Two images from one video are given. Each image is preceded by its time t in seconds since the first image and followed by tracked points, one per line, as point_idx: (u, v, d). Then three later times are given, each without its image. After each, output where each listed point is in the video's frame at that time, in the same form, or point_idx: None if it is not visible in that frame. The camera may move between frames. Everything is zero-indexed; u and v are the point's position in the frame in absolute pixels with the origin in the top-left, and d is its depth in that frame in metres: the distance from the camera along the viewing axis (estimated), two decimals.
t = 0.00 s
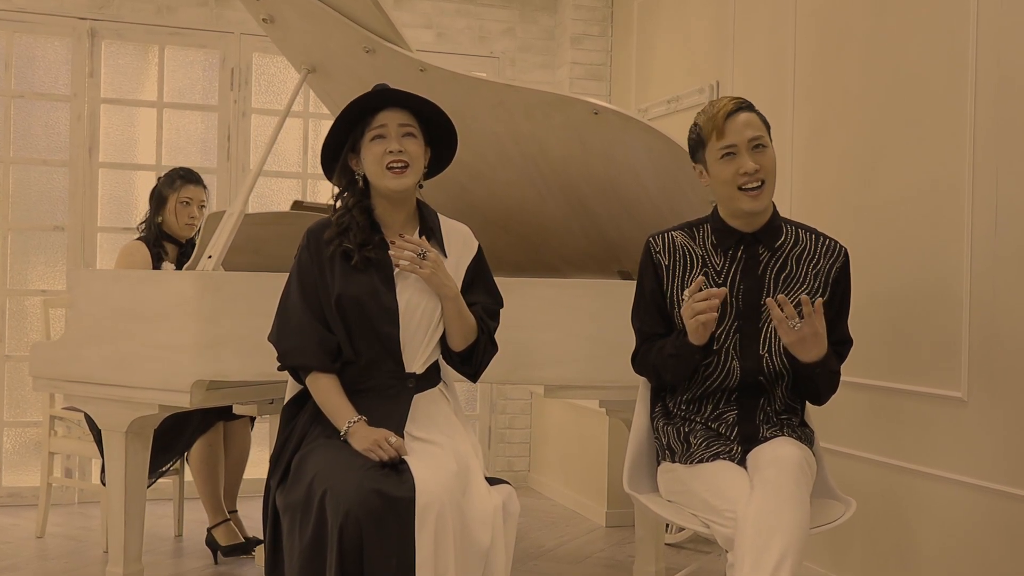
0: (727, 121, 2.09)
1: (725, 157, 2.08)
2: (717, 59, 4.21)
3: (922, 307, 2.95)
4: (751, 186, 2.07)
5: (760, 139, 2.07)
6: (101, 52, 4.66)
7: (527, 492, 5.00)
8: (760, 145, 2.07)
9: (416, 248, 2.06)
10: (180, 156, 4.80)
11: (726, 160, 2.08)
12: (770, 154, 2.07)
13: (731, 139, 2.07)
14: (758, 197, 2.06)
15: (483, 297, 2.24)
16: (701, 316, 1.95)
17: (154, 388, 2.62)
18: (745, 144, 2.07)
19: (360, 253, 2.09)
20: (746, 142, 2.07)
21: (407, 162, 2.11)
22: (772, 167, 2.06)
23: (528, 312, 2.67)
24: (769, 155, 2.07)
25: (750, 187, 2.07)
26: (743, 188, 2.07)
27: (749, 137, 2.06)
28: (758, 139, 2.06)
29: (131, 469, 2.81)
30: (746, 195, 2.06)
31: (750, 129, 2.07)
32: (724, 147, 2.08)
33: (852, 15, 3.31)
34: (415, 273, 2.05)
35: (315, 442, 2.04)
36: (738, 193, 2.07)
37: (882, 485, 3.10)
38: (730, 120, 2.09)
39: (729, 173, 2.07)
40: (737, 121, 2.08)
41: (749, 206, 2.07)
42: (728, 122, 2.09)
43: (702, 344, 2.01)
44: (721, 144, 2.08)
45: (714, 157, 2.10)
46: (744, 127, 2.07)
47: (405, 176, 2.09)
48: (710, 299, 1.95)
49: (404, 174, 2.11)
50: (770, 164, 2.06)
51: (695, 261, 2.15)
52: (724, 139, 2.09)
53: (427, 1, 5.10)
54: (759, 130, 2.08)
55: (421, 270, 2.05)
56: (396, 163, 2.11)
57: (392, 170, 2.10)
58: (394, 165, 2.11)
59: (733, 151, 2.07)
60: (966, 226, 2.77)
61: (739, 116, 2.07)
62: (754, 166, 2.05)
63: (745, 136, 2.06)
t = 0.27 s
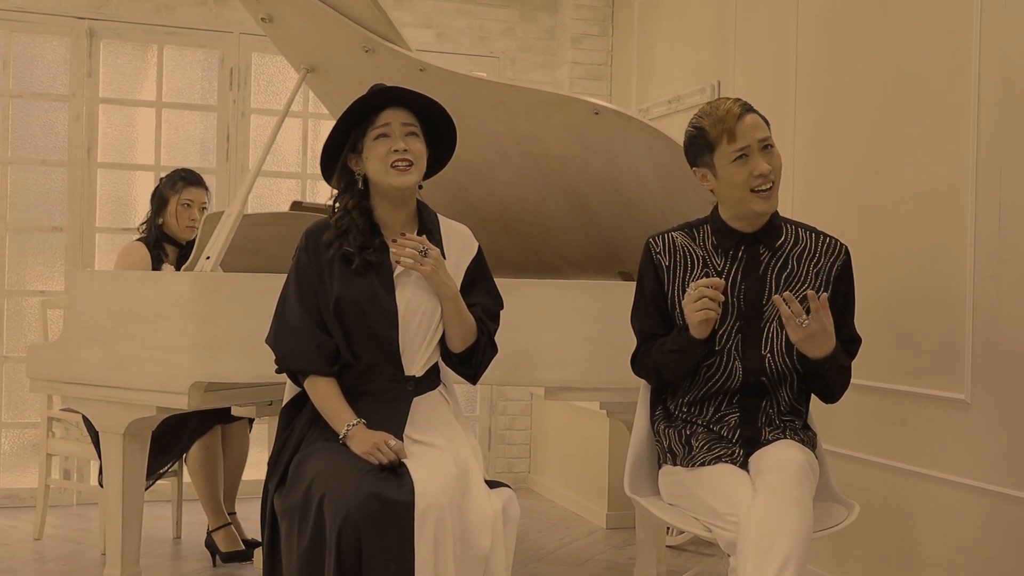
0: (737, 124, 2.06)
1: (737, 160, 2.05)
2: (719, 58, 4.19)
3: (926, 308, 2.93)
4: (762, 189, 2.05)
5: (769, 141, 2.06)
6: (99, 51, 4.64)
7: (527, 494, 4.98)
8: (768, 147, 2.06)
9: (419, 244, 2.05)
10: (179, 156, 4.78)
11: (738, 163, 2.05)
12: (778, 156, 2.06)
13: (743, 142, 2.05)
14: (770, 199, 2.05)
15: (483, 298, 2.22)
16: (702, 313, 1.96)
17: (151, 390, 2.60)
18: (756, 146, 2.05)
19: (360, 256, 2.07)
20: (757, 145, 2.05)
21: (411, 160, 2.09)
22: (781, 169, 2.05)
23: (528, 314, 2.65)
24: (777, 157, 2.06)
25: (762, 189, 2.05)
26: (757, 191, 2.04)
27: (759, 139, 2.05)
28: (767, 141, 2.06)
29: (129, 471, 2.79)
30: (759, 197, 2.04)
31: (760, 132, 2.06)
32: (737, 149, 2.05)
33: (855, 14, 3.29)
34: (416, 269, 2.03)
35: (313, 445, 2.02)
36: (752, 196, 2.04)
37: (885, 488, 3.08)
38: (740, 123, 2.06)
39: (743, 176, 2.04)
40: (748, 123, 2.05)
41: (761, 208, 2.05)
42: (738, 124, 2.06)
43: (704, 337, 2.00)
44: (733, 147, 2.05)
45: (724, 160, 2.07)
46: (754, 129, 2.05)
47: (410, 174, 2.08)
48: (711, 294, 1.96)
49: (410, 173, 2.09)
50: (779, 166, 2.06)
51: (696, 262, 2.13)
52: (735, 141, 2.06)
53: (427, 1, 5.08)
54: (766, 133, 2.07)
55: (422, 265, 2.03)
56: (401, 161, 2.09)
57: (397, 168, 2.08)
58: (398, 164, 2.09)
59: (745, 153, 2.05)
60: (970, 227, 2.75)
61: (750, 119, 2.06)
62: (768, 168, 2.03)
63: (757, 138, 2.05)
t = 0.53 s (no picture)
0: (715, 128, 2.07)
1: (712, 164, 2.08)
2: (720, 59, 4.18)
3: (929, 311, 2.91)
4: (736, 195, 2.06)
5: (745, 147, 2.04)
6: (98, 52, 4.63)
7: (528, 496, 4.96)
8: (745, 153, 2.04)
9: (426, 242, 2.05)
10: (178, 158, 4.77)
11: (711, 168, 2.08)
12: (755, 162, 2.04)
13: (715, 147, 2.06)
14: (742, 206, 2.05)
15: (484, 302, 2.20)
16: (710, 316, 1.94)
17: (149, 393, 2.58)
18: (729, 152, 2.05)
19: (364, 264, 2.05)
20: (731, 151, 2.05)
21: (413, 166, 2.08)
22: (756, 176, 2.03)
23: (528, 317, 2.63)
24: (754, 164, 2.04)
25: (735, 196, 2.06)
26: (728, 198, 2.06)
27: (734, 145, 2.04)
28: (743, 147, 2.04)
29: (126, 475, 2.77)
30: (731, 204, 2.06)
31: (735, 137, 2.04)
32: (710, 154, 2.08)
33: (857, 15, 3.28)
34: (422, 265, 2.03)
35: (312, 450, 2.00)
36: (725, 202, 2.07)
37: (888, 491, 3.06)
38: (718, 127, 2.06)
39: (714, 182, 2.08)
40: (724, 129, 2.05)
41: (733, 215, 2.06)
42: (716, 129, 2.07)
43: (710, 340, 1.99)
44: (706, 151, 2.08)
45: (704, 163, 2.10)
46: (730, 135, 2.05)
47: (413, 178, 2.07)
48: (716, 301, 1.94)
49: (413, 178, 2.08)
50: (754, 173, 2.04)
51: (698, 266, 2.11)
52: (711, 146, 2.07)
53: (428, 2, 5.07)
54: (747, 137, 2.04)
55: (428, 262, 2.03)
56: (404, 167, 2.08)
57: (400, 175, 2.07)
58: (400, 169, 2.07)
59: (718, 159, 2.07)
60: (974, 229, 2.74)
61: (726, 124, 2.05)
62: (734, 177, 2.04)
63: (729, 144, 2.04)
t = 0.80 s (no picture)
0: (730, 121, 2.04)
1: (728, 157, 2.04)
2: (723, 57, 4.15)
3: (934, 311, 2.88)
4: (755, 188, 2.02)
5: (763, 138, 2.02)
6: (96, 50, 4.60)
7: (529, 497, 4.93)
8: (763, 145, 2.02)
9: (435, 237, 2.05)
10: (177, 157, 4.74)
11: (729, 160, 2.03)
12: (774, 154, 2.02)
13: (733, 139, 2.03)
14: (762, 198, 2.01)
15: (486, 302, 2.17)
16: (723, 322, 1.90)
17: (147, 394, 2.56)
18: (746, 143, 2.02)
19: (364, 264, 2.03)
20: (748, 142, 2.02)
21: (406, 169, 2.05)
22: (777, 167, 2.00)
23: (530, 316, 2.61)
24: (773, 156, 2.01)
25: (753, 188, 2.02)
26: (747, 190, 2.02)
27: (751, 136, 2.02)
28: (761, 139, 2.01)
29: (125, 476, 2.75)
30: (749, 197, 2.01)
31: (752, 129, 2.02)
32: (726, 147, 2.04)
33: (861, 12, 3.25)
34: (430, 260, 2.01)
35: (311, 452, 1.98)
36: (743, 195, 2.02)
37: (892, 493, 3.04)
38: (733, 120, 2.04)
39: (733, 175, 2.03)
40: (740, 121, 2.02)
41: (752, 208, 2.02)
42: (731, 122, 2.04)
43: (719, 344, 1.95)
44: (722, 145, 2.04)
45: (717, 157, 2.06)
46: (746, 126, 2.02)
47: (404, 181, 2.03)
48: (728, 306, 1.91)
49: (406, 180, 2.05)
50: (774, 164, 2.01)
51: (701, 268, 2.09)
52: (726, 139, 2.04)
53: None
54: (762, 130, 2.03)
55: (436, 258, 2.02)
56: (395, 171, 2.05)
57: (391, 178, 2.05)
58: (391, 173, 2.05)
59: (736, 152, 2.03)
60: (980, 229, 2.71)
61: (742, 116, 2.03)
62: (756, 167, 2.00)
63: (747, 136, 2.01)
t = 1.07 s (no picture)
0: (726, 116, 2.03)
1: (721, 150, 2.03)
2: (725, 56, 4.12)
3: (940, 312, 2.86)
4: (745, 182, 2.00)
5: (757, 133, 2.00)
6: (94, 49, 4.58)
7: (530, 498, 4.91)
8: (757, 139, 2.00)
9: (436, 230, 2.04)
10: (176, 156, 4.72)
11: (721, 154, 2.03)
12: (767, 149, 1.99)
13: (727, 133, 2.02)
14: (751, 192, 1.99)
15: (488, 302, 2.14)
16: (746, 337, 1.86)
17: (145, 395, 2.54)
18: (740, 137, 2.01)
19: (359, 263, 2.00)
20: (742, 136, 2.00)
21: (397, 171, 2.03)
22: (767, 162, 1.98)
23: (531, 317, 2.58)
24: (767, 151, 1.99)
25: (744, 182, 2.00)
26: (737, 184, 2.00)
27: (746, 130, 2.00)
28: (755, 133, 2.00)
29: (122, 478, 2.72)
30: (739, 191, 2.00)
31: (747, 123, 2.00)
32: (720, 140, 2.03)
33: (865, 11, 3.23)
34: (431, 252, 2.00)
35: (310, 455, 1.95)
36: (733, 188, 2.01)
37: (897, 495, 3.01)
38: (728, 115, 2.03)
39: (723, 167, 2.02)
40: (736, 115, 2.01)
41: (742, 203, 2.00)
42: (727, 116, 2.03)
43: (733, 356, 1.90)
44: (716, 138, 2.04)
45: (713, 151, 2.05)
46: (741, 121, 2.01)
47: (396, 185, 2.01)
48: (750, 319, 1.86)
49: (399, 181, 2.02)
50: (765, 159, 1.98)
51: (705, 271, 2.06)
52: (721, 132, 2.03)
53: None
54: (759, 125, 2.01)
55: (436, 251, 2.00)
56: (386, 174, 2.03)
57: (381, 181, 2.03)
58: (383, 176, 2.03)
59: (728, 145, 2.02)
60: (986, 229, 2.68)
61: (738, 110, 2.02)
62: (745, 160, 1.98)
63: (740, 129, 2.00)
